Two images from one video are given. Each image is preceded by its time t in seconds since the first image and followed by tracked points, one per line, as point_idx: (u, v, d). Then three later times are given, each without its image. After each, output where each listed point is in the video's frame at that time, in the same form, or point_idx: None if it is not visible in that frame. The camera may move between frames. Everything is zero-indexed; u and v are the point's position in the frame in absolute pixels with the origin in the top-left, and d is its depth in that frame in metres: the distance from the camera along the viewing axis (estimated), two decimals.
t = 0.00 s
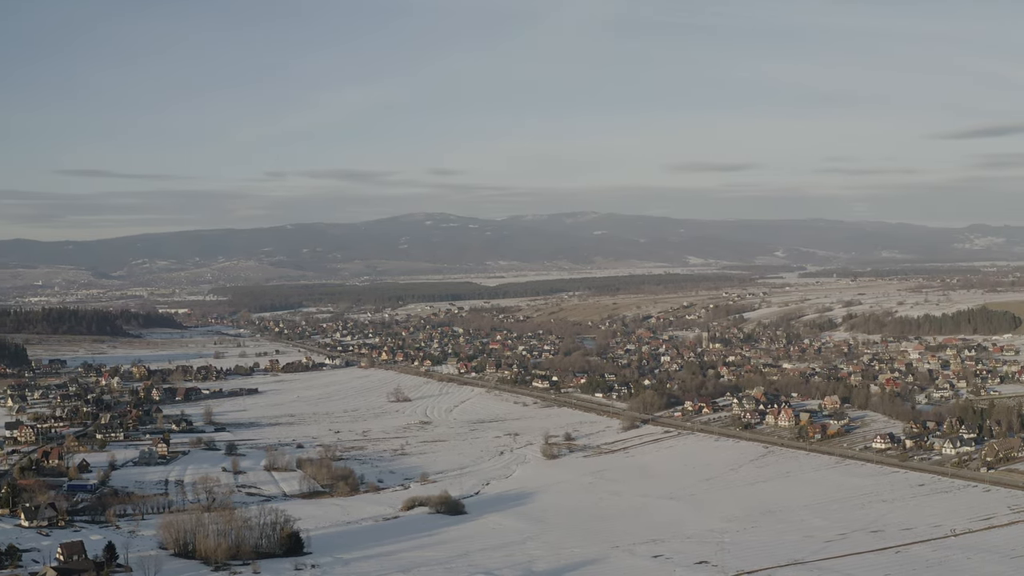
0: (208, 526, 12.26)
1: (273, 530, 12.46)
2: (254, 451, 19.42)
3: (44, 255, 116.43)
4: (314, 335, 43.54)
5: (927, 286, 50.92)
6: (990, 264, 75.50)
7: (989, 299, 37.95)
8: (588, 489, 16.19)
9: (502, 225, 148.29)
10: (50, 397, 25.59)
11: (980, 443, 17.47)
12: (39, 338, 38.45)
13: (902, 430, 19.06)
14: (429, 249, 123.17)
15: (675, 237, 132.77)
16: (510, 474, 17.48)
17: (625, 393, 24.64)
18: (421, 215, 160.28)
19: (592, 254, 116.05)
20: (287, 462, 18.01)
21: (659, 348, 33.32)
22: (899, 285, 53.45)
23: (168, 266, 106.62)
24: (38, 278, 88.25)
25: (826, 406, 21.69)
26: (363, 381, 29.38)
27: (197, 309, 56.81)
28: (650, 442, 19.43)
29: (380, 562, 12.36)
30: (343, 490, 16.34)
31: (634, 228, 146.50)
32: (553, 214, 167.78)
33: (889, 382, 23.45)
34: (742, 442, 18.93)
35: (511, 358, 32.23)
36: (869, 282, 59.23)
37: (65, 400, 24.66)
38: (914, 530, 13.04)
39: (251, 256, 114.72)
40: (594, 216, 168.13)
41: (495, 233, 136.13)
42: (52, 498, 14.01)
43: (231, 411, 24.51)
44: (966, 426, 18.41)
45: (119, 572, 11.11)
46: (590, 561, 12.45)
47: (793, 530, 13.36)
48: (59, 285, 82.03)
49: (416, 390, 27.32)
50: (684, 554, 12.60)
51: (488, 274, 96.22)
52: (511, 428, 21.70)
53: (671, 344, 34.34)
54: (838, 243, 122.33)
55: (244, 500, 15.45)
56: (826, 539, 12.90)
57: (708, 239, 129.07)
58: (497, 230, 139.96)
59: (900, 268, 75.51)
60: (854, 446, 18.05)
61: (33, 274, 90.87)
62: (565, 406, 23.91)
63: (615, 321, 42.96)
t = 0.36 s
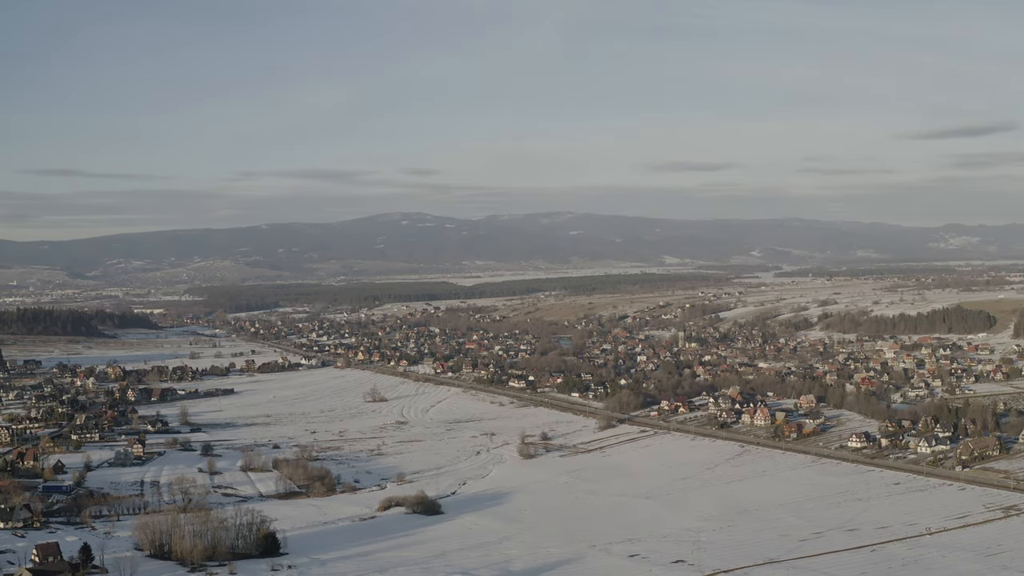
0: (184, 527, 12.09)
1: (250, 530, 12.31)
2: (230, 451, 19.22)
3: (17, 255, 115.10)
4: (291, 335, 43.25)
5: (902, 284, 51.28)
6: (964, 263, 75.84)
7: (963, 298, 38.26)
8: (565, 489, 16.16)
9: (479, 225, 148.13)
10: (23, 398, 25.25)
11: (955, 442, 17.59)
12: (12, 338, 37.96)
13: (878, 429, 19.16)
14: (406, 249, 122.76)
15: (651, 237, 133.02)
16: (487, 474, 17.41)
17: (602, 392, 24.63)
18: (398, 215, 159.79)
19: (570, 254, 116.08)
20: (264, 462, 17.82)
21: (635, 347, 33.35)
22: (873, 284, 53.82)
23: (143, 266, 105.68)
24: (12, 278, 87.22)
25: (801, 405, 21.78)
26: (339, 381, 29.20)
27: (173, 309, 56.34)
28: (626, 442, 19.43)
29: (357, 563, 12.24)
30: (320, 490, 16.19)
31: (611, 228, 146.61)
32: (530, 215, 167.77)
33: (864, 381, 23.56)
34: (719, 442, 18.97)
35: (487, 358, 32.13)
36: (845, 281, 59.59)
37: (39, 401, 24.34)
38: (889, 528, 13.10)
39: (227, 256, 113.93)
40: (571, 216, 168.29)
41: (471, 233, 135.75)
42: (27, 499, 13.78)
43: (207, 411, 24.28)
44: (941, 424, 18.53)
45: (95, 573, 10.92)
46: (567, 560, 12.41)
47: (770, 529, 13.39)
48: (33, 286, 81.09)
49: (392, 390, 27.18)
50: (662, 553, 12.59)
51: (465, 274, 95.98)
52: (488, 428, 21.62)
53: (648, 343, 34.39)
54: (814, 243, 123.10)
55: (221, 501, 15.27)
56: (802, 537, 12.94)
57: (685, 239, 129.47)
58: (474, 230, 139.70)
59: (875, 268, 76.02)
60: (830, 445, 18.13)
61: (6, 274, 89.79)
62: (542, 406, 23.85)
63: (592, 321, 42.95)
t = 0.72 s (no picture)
0: (160, 528, 11.91)
1: (226, 531, 12.14)
2: (207, 452, 18.99)
3: None
4: (267, 335, 42.92)
5: (877, 284, 51.64)
6: (938, 263, 76.41)
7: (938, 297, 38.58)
8: (542, 488, 16.10)
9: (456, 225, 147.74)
10: None
11: (930, 440, 17.69)
12: None
13: (853, 428, 19.25)
14: (382, 249, 122.28)
15: (628, 237, 133.25)
16: (463, 474, 17.31)
17: (578, 392, 24.59)
18: (375, 215, 159.11)
19: (547, 254, 116.07)
20: (240, 463, 17.62)
21: (611, 347, 33.36)
22: (849, 284, 54.16)
23: (118, 266, 104.60)
24: None
25: (777, 404, 21.85)
26: (315, 382, 28.99)
27: (148, 309, 55.78)
28: (603, 441, 19.40)
29: (333, 563, 12.11)
30: (296, 490, 16.02)
31: (588, 228, 146.74)
32: (507, 215, 167.61)
33: (839, 381, 23.67)
34: (695, 441, 18.99)
35: (464, 358, 32.01)
36: (820, 281, 59.95)
37: (14, 402, 23.96)
38: (864, 527, 13.14)
39: (202, 256, 113.02)
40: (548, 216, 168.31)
41: (447, 233, 135.34)
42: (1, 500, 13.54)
43: (183, 412, 24.01)
44: (916, 423, 18.63)
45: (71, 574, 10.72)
46: (544, 560, 12.35)
47: (745, 528, 13.39)
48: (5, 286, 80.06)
49: (368, 390, 27.01)
50: (639, 552, 12.56)
51: (441, 274, 95.45)
52: (465, 428, 21.52)
53: (623, 343, 34.43)
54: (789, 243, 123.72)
55: (197, 502, 15.08)
56: (777, 536, 12.96)
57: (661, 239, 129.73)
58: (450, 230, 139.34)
59: (851, 267, 76.45)
60: (805, 444, 18.19)
61: None
62: (519, 406, 23.78)
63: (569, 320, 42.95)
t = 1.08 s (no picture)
0: (134, 529, 11.61)
1: (201, 532, 11.84)
2: (182, 452, 18.62)
3: None
4: (242, 335, 42.41)
5: (851, 284, 51.87)
6: (912, 263, 76.93)
7: (912, 297, 38.82)
8: (519, 488, 15.90)
9: (432, 224, 147.18)
10: None
11: (905, 439, 17.66)
12: None
13: (828, 427, 19.21)
14: (358, 249, 121.57)
15: (603, 237, 133.03)
16: (439, 474, 17.07)
17: (554, 392, 24.42)
18: (350, 215, 158.24)
19: (524, 254, 115.91)
20: (215, 463, 17.28)
21: (587, 347, 33.23)
22: (823, 284, 54.46)
23: (92, 266, 103.27)
24: None
25: (753, 403, 21.80)
26: (290, 382, 28.62)
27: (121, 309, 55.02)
28: (578, 441, 19.23)
29: (307, 564, 11.84)
30: (271, 491, 15.72)
31: (564, 228, 146.65)
32: (483, 215, 167.30)
33: (814, 380, 23.66)
34: (671, 440, 18.86)
35: (440, 358, 31.75)
36: (795, 281, 60.14)
37: None
38: (840, 525, 13.04)
39: (177, 256, 111.85)
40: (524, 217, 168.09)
41: (423, 233, 134.70)
42: None
43: (158, 412, 23.58)
44: (891, 422, 18.61)
45: None
46: (520, 560, 12.14)
47: (722, 527, 13.26)
48: None
49: (343, 390, 26.70)
50: (617, 551, 12.40)
51: (416, 274, 94.33)
52: (440, 427, 21.29)
53: (599, 342, 34.32)
54: (764, 243, 124.17)
55: (171, 503, 14.74)
56: (754, 535, 12.82)
57: (637, 239, 129.81)
58: (426, 230, 138.83)
59: (825, 267, 76.82)
60: (781, 443, 18.12)
61: None
62: (494, 406, 23.56)
63: (545, 320, 42.79)
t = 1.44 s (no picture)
0: (110, 530, 11.35)
1: (177, 533, 11.60)
2: (158, 453, 18.30)
3: None
4: (217, 335, 41.90)
5: (826, 283, 52.09)
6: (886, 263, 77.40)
7: (886, 296, 39.13)
8: (495, 487, 15.75)
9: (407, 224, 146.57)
10: None
11: (880, 438, 17.67)
12: None
13: (803, 426, 19.22)
14: (334, 249, 120.80)
15: (579, 237, 132.73)
16: (415, 474, 16.88)
17: (530, 391, 24.27)
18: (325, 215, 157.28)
19: (500, 254, 115.63)
20: (191, 464, 16.99)
21: (564, 346, 33.12)
22: (798, 283, 54.79)
23: (66, 266, 101.81)
24: None
25: (728, 402, 21.78)
26: (266, 382, 28.30)
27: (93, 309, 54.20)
28: (554, 441, 19.11)
29: (282, 565, 11.62)
30: (247, 491, 15.45)
31: (540, 228, 146.38)
32: (459, 215, 166.92)
33: (790, 379, 23.68)
34: (647, 440, 18.78)
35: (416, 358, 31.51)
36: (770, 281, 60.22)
37: None
38: (815, 524, 12.99)
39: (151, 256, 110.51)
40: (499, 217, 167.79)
41: (400, 232, 134.06)
42: None
43: (133, 413, 23.20)
44: (865, 421, 18.63)
45: None
46: (496, 559, 11.99)
47: (698, 526, 13.18)
48: None
49: (318, 391, 26.41)
50: (594, 551, 12.27)
51: (391, 273, 93.09)
52: (417, 427, 21.09)
53: (576, 342, 34.24)
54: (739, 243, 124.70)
55: (147, 503, 14.47)
56: (729, 534, 12.75)
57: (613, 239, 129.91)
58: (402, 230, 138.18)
59: (799, 267, 77.23)
60: (756, 442, 18.09)
61: None
62: (470, 406, 23.39)
63: (521, 320, 42.66)
